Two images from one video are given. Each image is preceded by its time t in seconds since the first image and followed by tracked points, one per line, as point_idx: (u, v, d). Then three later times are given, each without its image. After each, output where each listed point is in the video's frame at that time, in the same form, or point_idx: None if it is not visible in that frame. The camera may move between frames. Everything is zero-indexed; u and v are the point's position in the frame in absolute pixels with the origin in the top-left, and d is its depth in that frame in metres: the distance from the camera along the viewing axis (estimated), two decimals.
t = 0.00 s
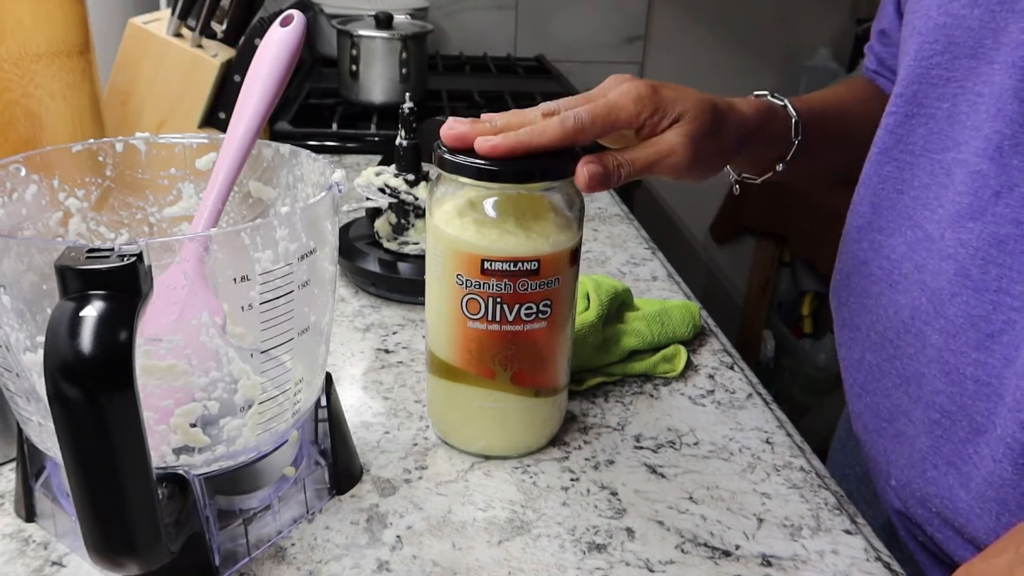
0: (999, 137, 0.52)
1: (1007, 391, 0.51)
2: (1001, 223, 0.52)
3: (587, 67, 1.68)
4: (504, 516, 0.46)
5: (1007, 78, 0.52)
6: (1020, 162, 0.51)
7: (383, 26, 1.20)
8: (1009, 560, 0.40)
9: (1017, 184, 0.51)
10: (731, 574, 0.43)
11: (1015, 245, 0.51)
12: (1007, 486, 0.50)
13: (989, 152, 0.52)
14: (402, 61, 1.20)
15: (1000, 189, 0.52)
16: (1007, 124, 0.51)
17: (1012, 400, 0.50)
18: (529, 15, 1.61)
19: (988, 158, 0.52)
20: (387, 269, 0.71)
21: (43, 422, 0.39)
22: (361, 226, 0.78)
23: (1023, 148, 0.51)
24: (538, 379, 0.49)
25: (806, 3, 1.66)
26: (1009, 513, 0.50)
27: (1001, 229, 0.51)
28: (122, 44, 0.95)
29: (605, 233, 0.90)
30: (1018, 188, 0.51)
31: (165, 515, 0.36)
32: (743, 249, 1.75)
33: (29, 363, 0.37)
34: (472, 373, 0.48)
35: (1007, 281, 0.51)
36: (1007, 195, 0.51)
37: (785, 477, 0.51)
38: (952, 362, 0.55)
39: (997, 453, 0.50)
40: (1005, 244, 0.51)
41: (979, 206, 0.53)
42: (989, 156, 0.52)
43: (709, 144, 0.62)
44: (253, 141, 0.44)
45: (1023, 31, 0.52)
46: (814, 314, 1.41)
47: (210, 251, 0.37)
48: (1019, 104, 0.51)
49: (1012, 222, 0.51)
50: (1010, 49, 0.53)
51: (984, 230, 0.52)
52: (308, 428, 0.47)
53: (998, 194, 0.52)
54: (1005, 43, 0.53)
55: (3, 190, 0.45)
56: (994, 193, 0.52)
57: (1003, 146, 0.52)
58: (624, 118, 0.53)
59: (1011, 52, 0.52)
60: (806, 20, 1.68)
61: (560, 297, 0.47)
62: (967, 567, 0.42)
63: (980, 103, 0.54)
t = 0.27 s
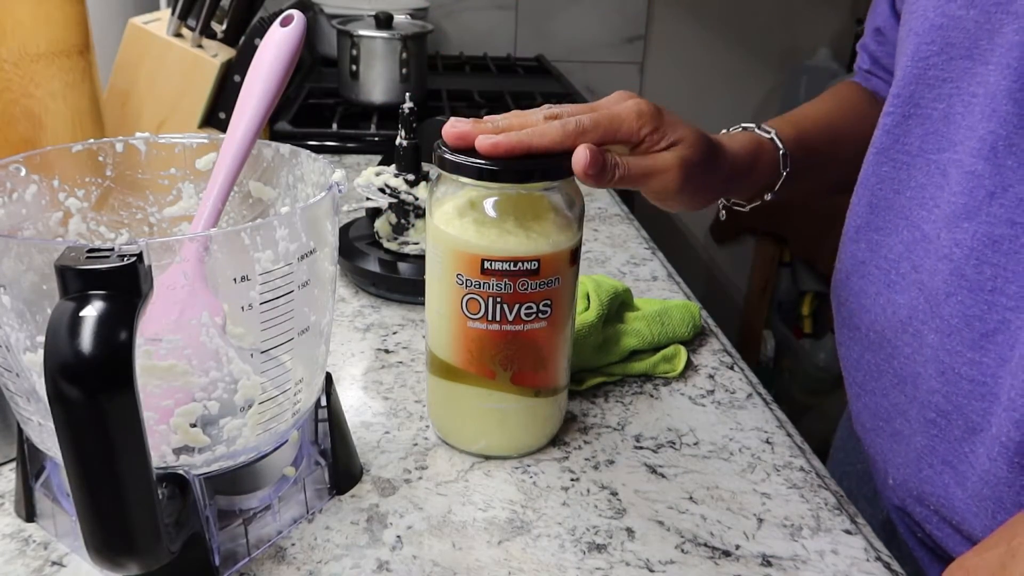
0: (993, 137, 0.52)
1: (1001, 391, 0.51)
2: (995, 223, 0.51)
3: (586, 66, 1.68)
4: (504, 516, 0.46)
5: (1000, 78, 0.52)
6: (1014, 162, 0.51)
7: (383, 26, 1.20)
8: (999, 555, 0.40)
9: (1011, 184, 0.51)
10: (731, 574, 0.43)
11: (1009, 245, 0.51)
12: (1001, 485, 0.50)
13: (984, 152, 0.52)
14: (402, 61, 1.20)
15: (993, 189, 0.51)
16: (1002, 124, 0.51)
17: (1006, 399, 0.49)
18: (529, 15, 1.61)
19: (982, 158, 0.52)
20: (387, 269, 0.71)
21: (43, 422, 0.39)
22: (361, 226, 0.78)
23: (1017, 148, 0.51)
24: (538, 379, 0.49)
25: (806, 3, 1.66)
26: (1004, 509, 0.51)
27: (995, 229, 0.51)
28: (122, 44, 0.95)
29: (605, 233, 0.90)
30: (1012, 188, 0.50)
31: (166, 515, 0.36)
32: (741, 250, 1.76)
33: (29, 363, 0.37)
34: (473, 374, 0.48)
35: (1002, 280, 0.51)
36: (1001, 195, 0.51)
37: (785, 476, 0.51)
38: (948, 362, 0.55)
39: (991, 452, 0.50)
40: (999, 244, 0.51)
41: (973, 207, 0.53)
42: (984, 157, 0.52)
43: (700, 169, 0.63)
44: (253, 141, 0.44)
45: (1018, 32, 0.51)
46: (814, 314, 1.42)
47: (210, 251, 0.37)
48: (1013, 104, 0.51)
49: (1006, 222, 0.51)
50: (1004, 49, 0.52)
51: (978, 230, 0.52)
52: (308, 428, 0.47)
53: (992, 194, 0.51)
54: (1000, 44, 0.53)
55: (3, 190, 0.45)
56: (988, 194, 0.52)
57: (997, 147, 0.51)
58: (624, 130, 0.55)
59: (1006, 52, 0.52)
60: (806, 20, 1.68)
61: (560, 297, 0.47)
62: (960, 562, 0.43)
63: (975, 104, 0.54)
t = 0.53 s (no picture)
0: (992, 144, 0.52)
1: (1006, 397, 0.51)
2: (996, 230, 0.51)
3: (586, 66, 1.68)
4: (504, 516, 0.46)
5: (998, 86, 0.52)
6: (1013, 168, 0.51)
7: (383, 26, 1.20)
8: (1010, 559, 0.40)
9: (1011, 190, 0.51)
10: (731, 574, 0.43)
11: (1011, 250, 0.51)
12: (1011, 490, 0.50)
13: (983, 159, 0.52)
14: (402, 61, 1.20)
15: (994, 196, 0.51)
16: (1001, 131, 0.51)
17: (1012, 406, 0.50)
18: (529, 15, 1.61)
19: (981, 165, 0.52)
20: (387, 269, 0.71)
21: (43, 422, 0.39)
22: (361, 226, 0.78)
23: (1016, 155, 0.51)
24: (538, 379, 0.49)
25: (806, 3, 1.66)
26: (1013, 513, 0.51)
27: (997, 236, 0.51)
28: (122, 43, 0.95)
29: (605, 233, 0.90)
30: (1012, 195, 0.51)
31: (166, 514, 0.36)
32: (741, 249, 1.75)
33: (29, 363, 0.37)
34: (473, 374, 0.48)
35: (1004, 287, 0.51)
36: (1001, 201, 0.51)
37: (785, 476, 0.51)
38: (951, 368, 0.55)
39: (999, 459, 0.50)
40: (1000, 250, 0.51)
41: (974, 213, 0.53)
42: (983, 164, 0.52)
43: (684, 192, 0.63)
44: (253, 141, 0.44)
45: (1014, 39, 0.51)
46: (814, 314, 1.41)
47: (210, 251, 0.37)
48: (1012, 111, 0.51)
49: (1007, 228, 0.51)
50: (1001, 56, 0.52)
51: (979, 236, 0.52)
52: (308, 428, 0.47)
53: (993, 201, 0.52)
54: (996, 51, 0.53)
55: (3, 190, 0.45)
56: (989, 200, 0.52)
57: (996, 153, 0.51)
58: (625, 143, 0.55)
59: (1003, 60, 0.52)
60: (805, 20, 1.68)
61: (560, 297, 0.47)
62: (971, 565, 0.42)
63: (973, 110, 0.54)
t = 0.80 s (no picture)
0: (1000, 141, 0.52)
1: (1015, 395, 0.51)
2: (1003, 227, 0.52)
3: (586, 66, 1.68)
4: (504, 516, 0.46)
5: (1006, 82, 0.52)
6: (1021, 165, 0.51)
7: (383, 27, 1.20)
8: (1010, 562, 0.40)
9: (1019, 187, 0.51)
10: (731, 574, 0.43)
11: (1018, 248, 0.51)
12: (1019, 490, 0.50)
13: (990, 156, 0.52)
14: (402, 61, 1.20)
15: (1001, 193, 0.52)
16: (1008, 128, 0.52)
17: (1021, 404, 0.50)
18: (529, 15, 1.61)
19: (988, 162, 0.53)
20: (387, 269, 0.71)
21: (43, 422, 0.39)
22: (361, 226, 0.78)
23: None
24: (538, 379, 0.49)
25: (805, 3, 1.66)
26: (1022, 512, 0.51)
27: (1005, 233, 0.51)
28: (122, 43, 0.95)
29: (605, 233, 0.90)
30: (1020, 192, 0.51)
31: (165, 515, 0.36)
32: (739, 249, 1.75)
33: (29, 363, 0.37)
34: (473, 374, 0.48)
35: (1012, 284, 0.51)
36: (1009, 198, 0.51)
37: (785, 476, 0.51)
38: (959, 366, 0.55)
39: (1008, 458, 0.50)
40: (1008, 247, 0.51)
41: (981, 210, 0.53)
42: (990, 161, 0.52)
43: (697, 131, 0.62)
44: (253, 141, 0.44)
45: (1021, 36, 0.52)
46: (814, 314, 1.41)
47: (210, 251, 0.37)
48: (1019, 108, 0.51)
49: (1015, 226, 0.51)
50: (1008, 53, 0.53)
51: (987, 234, 0.52)
52: (308, 428, 0.47)
53: (1000, 198, 0.52)
54: (1002, 48, 0.53)
55: (3, 190, 0.45)
56: (997, 198, 0.52)
57: (1004, 150, 0.52)
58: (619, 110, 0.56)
59: (1008, 57, 0.52)
60: (805, 20, 1.68)
61: (560, 297, 0.47)
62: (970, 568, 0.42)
63: (979, 108, 0.54)
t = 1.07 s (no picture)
0: (994, 137, 0.52)
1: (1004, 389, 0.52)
2: (997, 223, 0.52)
3: (586, 66, 1.68)
4: (504, 516, 0.46)
5: (1001, 80, 0.52)
6: (1015, 161, 0.51)
7: (383, 27, 1.20)
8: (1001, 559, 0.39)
9: (1012, 183, 0.51)
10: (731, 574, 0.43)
11: (1010, 243, 0.51)
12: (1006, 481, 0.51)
13: (984, 152, 0.52)
14: (402, 61, 1.20)
15: (995, 189, 0.52)
16: (1003, 125, 0.51)
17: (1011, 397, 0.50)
18: (529, 15, 1.61)
19: (983, 159, 0.52)
20: (387, 269, 0.71)
21: (43, 422, 0.39)
22: (361, 226, 0.78)
23: (1018, 148, 0.51)
24: (538, 379, 0.49)
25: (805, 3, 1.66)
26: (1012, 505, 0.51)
27: (998, 229, 0.51)
28: (122, 43, 0.95)
29: (605, 233, 0.90)
30: (1014, 188, 0.51)
31: (166, 515, 0.36)
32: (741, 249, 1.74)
33: (29, 363, 0.37)
34: (473, 374, 0.48)
35: (1003, 280, 0.51)
36: (1002, 194, 0.51)
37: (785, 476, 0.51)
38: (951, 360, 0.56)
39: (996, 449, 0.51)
40: (1000, 243, 0.51)
41: (975, 206, 0.53)
42: (985, 157, 0.52)
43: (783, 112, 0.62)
44: (253, 141, 0.44)
45: (1018, 33, 0.51)
46: (814, 314, 1.41)
47: (210, 251, 0.37)
48: (1013, 105, 0.51)
49: (1007, 221, 0.51)
50: (1004, 50, 0.52)
51: (980, 230, 0.53)
52: (308, 428, 0.47)
53: (994, 194, 0.52)
54: (999, 45, 0.53)
55: (3, 190, 0.45)
56: (990, 193, 0.52)
57: (998, 147, 0.52)
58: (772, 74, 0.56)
59: (1005, 54, 0.52)
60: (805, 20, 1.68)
61: (560, 297, 0.47)
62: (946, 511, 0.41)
63: (975, 105, 0.54)
